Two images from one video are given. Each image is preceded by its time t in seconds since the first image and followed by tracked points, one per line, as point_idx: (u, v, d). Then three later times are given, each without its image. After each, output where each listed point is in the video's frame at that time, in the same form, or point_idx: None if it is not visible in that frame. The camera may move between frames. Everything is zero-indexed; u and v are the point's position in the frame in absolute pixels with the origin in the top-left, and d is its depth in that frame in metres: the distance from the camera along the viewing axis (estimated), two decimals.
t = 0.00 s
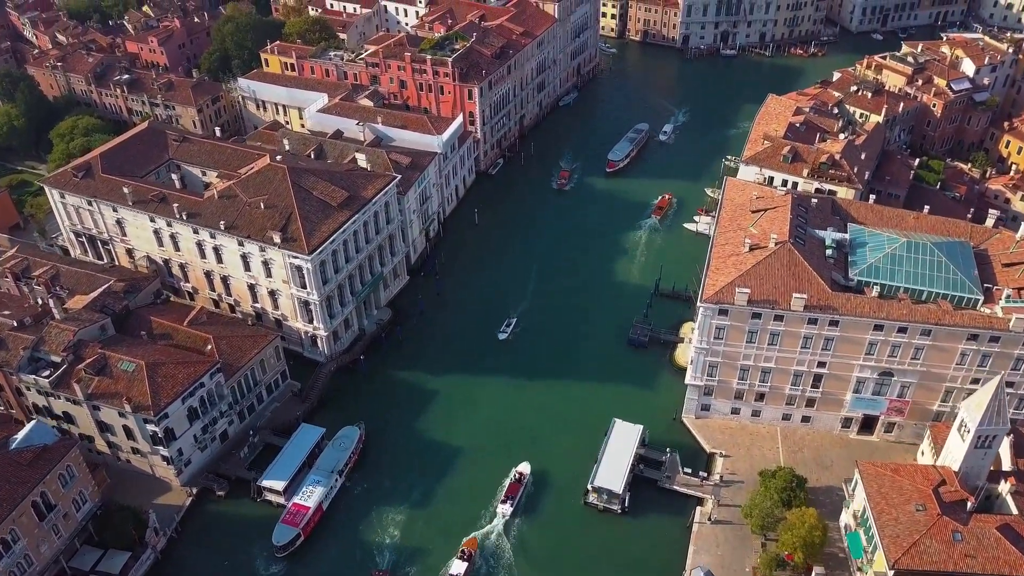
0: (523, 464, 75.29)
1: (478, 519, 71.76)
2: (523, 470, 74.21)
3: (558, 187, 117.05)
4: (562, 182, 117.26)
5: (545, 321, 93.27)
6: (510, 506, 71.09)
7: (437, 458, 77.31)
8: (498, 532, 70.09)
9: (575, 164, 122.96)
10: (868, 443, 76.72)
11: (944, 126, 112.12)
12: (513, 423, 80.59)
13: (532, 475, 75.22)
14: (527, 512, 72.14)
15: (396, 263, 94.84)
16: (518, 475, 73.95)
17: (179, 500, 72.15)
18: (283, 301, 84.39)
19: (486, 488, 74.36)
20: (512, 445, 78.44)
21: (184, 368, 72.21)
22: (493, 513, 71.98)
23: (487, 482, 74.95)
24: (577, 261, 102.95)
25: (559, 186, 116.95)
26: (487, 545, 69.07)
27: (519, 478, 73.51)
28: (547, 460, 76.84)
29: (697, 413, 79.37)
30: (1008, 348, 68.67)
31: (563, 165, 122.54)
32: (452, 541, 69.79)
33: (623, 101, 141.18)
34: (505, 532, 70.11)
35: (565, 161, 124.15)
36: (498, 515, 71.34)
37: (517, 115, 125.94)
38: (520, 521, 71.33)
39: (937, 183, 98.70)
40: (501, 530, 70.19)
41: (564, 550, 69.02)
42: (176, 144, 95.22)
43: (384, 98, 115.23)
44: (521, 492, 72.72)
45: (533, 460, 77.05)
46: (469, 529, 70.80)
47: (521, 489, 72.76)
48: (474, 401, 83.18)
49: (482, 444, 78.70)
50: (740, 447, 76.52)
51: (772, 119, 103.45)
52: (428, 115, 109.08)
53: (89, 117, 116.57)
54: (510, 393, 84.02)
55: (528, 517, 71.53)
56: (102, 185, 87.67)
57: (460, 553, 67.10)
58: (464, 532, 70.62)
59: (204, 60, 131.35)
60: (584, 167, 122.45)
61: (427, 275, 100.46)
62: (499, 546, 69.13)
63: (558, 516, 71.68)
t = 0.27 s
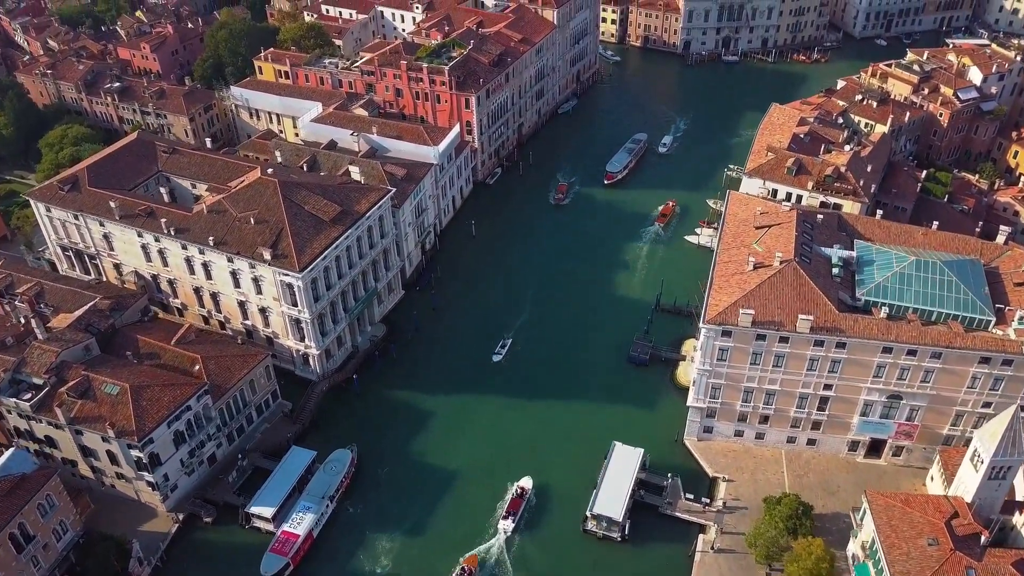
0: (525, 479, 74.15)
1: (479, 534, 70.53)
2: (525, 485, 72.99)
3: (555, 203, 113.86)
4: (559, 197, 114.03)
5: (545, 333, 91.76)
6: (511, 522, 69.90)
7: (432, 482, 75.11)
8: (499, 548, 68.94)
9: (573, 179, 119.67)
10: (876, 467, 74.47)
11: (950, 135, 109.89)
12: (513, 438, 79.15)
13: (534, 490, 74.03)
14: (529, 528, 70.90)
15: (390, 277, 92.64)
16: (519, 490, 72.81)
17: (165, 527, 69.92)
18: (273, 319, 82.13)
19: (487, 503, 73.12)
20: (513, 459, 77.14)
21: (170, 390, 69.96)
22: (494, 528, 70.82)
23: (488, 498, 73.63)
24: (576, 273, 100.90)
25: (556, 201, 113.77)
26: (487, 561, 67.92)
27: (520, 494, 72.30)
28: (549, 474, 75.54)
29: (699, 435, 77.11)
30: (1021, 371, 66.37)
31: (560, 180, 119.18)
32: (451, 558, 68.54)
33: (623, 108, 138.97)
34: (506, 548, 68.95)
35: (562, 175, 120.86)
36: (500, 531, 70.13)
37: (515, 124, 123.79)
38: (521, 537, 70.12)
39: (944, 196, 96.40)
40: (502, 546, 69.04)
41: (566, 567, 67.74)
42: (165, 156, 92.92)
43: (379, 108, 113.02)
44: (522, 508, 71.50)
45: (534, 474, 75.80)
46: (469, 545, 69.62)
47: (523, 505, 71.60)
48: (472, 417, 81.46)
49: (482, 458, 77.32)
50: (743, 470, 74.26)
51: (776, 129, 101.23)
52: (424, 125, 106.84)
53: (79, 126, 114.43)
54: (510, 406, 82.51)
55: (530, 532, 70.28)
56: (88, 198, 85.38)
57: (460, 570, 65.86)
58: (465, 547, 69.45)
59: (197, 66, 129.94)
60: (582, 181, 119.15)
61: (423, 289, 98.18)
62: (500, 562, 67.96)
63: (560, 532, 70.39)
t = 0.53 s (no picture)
0: (526, 491, 73.09)
1: (480, 547, 69.53)
2: (527, 498, 71.97)
3: (553, 217, 111.04)
4: (557, 211, 111.17)
5: (545, 343, 90.49)
6: (513, 536, 68.82)
7: (427, 503, 73.24)
8: (500, 562, 67.87)
9: (571, 191, 116.67)
10: (883, 488, 72.52)
11: (956, 144, 107.94)
12: (513, 450, 77.98)
13: (536, 502, 73.02)
14: (530, 542, 69.78)
15: (386, 290, 90.69)
16: (521, 502, 71.80)
17: (152, 552, 67.99)
18: (265, 335, 80.20)
19: (489, 515, 72.11)
20: (514, 470, 76.08)
21: (157, 411, 68.06)
22: (495, 542, 69.75)
23: (489, 511, 72.55)
24: (576, 284, 99.12)
25: (554, 215, 110.98)
26: None
27: (521, 507, 71.31)
28: (551, 486, 74.48)
29: (702, 455, 75.16)
30: None
31: (558, 193, 116.15)
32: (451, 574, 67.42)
33: (624, 114, 137.09)
34: (506, 562, 67.90)
35: (560, 188, 117.88)
36: (501, 545, 69.08)
37: (513, 131, 121.90)
38: (522, 551, 68.99)
39: (951, 208, 94.39)
40: (503, 561, 67.98)
41: None
42: (155, 167, 90.95)
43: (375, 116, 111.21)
44: (524, 520, 70.45)
45: (536, 486, 74.70)
46: (470, 559, 68.56)
47: (524, 518, 70.54)
48: (471, 431, 80.06)
49: (482, 471, 76.16)
50: (747, 492, 72.29)
51: (779, 138, 99.28)
52: (421, 133, 104.93)
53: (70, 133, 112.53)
54: (510, 418, 81.30)
55: (532, 546, 69.22)
56: (76, 211, 83.39)
57: None
58: (466, 560, 68.49)
59: (191, 74, 127.62)
60: (581, 195, 116.13)
61: (419, 301, 96.28)
62: None
63: (562, 547, 69.25)
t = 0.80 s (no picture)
0: (529, 507, 71.64)
1: (481, 565, 68.03)
2: (528, 514, 70.57)
3: (549, 233, 107.86)
4: (553, 227, 107.99)
5: (545, 356, 88.91)
6: (515, 553, 67.38)
7: (421, 529, 71.00)
8: None
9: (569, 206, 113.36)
10: (891, 514, 70.26)
11: (964, 154, 105.56)
12: (514, 466, 76.47)
13: (539, 518, 71.59)
14: (533, 558, 68.34)
15: (380, 306, 88.45)
16: (523, 518, 70.35)
17: None
18: (254, 354, 77.93)
19: (489, 534, 70.51)
20: (515, 485, 74.64)
21: (141, 437, 65.81)
22: (497, 558, 68.35)
23: (490, 528, 71.09)
24: (575, 298, 97.04)
25: (551, 231, 107.84)
26: None
27: (524, 523, 69.84)
28: (553, 500, 73.10)
29: (704, 479, 72.90)
30: None
31: (556, 208, 112.78)
32: None
33: (624, 122, 134.84)
34: None
35: (557, 203, 114.66)
36: (502, 562, 67.68)
37: (511, 140, 119.72)
38: (525, 568, 67.50)
39: (960, 221, 92.07)
40: None
41: None
42: (144, 180, 88.72)
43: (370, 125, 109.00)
44: (526, 537, 69.02)
45: (539, 501, 73.24)
46: None
47: (527, 535, 69.09)
48: (469, 448, 78.32)
49: (483, 487, 74.63)
50: (750, 519, 70.00)
51: (783, 150, 96.97)
52: (416, 144, 102.65)
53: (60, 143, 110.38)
54: (512, 433, 79.83)
55: (535, 562, 67.77)
56: (60, 226, 81.12)
57: None
58: None
59: (183, 81, 125.68)
60: (579, 210, 112.90)
61: (414, 317, 94.01)
62: None
63: (564, 564, 67.81)
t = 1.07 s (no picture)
0: (530, 523, 70.06)
1: None
2: (530, 531, 68.91)
3: (546, 251, 104.85)
4: (550, 244, 105.04)
5: (546, 370, 87.12)
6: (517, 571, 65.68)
7: (414, 557, 68.75)
8: None
9: (566, 222, 110.37)
10: (899, 543, 68.03)
11: (971, 166, 103.26)
12: (514, 484, 74.77)
13: (540, 536, 70.00)
14: None
15: (373, 324, 86.20)
16: (524, 535, 68.74)
17: None
18: (243, 375, 75.67)
19: (489, 554, 68.90)
20: (514, 505, 72.94)
21: (124, 464, 63.55)
22: None
23: (489, 547, 69.60)
24: (574, 313, 94.81)
25: (547, 249, 104.88)
26: None
27: (525, 540, 68.17)
28: (555, 517, 71.60)
29: (707, 505, 70.58)
30: None
31: (553, 224, 109.80)
32: None
33: (624, 131, 132.66)
34: None
35: (554, 218, 111.58)
36: None
37: (509, 150, 117.57)
38: None
39: (968, 236, 89.80)
40: None
41: None
42: (132, 194, 86.48)
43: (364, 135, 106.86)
44: (528, 555, 67.38)
45: (541, 518, 71.70)
46: None
47: (529, 552, 67.47)
48: (465, 469, 76.27)
49: (482, 505, 73.13)
50: (754, 547, 67.73)
51: (786, 162, 94.77)
52: (411, 155, 100.42)
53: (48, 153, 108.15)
54: (513, 449, 78.19)
55: None
56: (44, 243, 78.81)
57: None
58: None
59: (176, 88, 123.50)
60: (577, 225, 110.12)
61: (408, 333, 91.74)
62: None
63: None
